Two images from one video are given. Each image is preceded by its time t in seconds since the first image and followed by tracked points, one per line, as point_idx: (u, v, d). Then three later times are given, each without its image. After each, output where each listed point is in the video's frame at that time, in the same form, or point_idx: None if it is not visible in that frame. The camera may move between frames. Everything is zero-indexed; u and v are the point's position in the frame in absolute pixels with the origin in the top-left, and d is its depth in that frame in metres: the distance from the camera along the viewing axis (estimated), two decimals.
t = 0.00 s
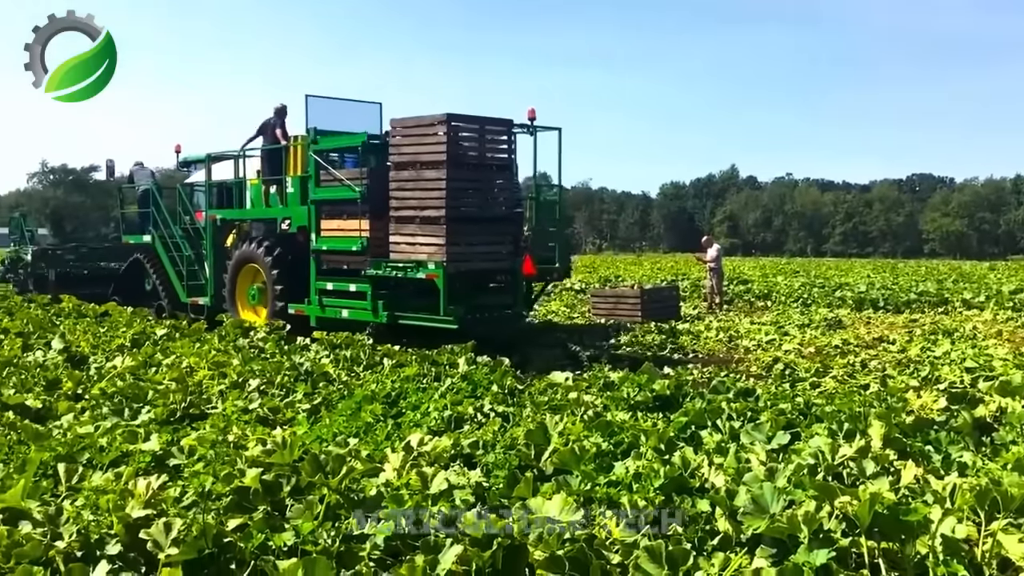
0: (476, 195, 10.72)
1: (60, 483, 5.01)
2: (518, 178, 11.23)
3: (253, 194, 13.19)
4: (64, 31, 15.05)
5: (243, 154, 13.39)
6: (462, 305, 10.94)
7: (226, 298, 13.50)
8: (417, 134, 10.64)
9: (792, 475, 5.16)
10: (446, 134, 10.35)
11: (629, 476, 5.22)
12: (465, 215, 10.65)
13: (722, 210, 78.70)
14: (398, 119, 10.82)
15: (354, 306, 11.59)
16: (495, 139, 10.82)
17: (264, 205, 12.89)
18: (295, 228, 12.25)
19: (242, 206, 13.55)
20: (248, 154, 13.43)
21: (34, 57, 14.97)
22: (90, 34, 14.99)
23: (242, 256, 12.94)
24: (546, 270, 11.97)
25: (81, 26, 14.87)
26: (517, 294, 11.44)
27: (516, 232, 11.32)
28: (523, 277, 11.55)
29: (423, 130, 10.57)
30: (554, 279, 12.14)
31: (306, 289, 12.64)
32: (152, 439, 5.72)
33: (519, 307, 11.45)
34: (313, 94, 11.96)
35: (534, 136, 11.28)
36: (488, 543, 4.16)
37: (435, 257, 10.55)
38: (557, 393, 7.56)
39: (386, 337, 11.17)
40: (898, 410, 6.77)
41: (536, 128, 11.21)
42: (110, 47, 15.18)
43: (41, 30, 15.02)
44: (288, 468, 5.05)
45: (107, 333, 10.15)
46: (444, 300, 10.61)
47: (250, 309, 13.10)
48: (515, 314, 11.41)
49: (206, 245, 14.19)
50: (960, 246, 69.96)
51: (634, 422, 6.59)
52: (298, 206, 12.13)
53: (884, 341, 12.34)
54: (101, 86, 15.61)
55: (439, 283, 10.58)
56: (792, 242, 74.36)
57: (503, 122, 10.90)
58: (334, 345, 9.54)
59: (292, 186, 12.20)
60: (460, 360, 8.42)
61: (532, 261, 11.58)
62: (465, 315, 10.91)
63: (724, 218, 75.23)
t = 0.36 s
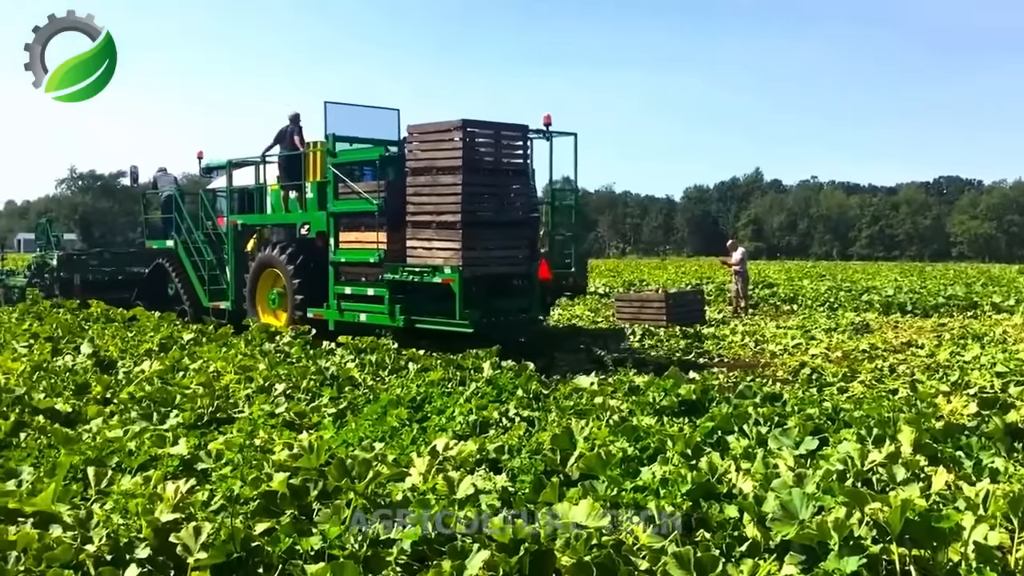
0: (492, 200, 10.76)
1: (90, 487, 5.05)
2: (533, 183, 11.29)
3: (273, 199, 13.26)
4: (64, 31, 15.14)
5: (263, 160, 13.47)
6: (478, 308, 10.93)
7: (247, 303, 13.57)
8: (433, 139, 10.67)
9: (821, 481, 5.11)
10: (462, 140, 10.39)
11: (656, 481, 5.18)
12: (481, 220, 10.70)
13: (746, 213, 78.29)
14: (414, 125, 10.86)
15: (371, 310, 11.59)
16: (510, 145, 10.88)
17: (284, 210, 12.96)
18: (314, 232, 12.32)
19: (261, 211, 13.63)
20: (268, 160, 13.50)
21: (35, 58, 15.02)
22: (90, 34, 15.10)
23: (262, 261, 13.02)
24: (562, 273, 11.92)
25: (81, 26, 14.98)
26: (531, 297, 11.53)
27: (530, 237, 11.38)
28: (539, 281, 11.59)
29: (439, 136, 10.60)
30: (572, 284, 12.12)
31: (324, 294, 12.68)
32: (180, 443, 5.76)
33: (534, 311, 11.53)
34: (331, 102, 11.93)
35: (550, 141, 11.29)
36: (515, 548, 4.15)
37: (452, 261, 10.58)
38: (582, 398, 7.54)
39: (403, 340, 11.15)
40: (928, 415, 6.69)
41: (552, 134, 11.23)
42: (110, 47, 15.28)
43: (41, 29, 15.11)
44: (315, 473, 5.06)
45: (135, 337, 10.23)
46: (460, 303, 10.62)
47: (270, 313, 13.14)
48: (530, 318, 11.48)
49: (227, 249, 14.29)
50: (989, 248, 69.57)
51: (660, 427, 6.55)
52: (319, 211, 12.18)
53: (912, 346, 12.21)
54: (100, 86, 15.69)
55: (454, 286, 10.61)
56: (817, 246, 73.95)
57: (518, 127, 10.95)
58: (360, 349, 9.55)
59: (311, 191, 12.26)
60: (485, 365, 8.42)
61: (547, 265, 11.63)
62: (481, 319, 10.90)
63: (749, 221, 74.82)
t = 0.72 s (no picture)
0: (499, 207, 10.78)
1: (109, 492, 5.08)
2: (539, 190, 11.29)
3: (284, 207, 13.31)
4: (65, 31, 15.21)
5: (274, 167, 13.51)
6: (485, 314, 10.94)
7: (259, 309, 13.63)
8: (440, 147, 10.71)
9: (840, 489, 5.08)
10: (469, 148, 10.42)
11: (673, 488, 5.16)
12: (488, 227, 10.71)
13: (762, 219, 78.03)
14: (421, 133, 10.89)
15: (380, 315, 11.59)
16: (517, 152, 10.90)
17: (295, 218, 13.00)
18: (323, 239, 12.38)
19: (273, 218, 13.68)
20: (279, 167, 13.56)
21: (35, 57, 15.07)
22: (90, 34, 15.16)
23: (273, 267, 13.07)
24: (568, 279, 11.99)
25: (80, 26, 15.02)
26: (538, 301, 11.49)
27: (537, 244, 11.37)
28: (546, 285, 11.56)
29: (446, 143, 10.64)
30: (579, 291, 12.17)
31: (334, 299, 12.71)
32: (197, 449, 5.78)
33: (542, 315, 11.47)
34: (341, 109, 11.53)
35: (557, 148, 11.26)
36: (533, 556, 4.15)
37: (459, 267, 10.61)
38: (598, 405, 7.53)
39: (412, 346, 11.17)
40: (947, 422, 6.64)
41: (559, 141, 11.21)
42: (109, 46, 15.33)
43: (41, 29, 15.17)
44: (333, 479, 5.07)
45: (152, 344, 10.29)
46: (467, 308, 10.62)
47: (281, 319, 13.16)
48: (539, 322, 11.42)
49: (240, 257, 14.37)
50: (1008, 255, 69.10)
51: (677, 434, 6.53)
52: (329, 219, 12.21)
53: (930, 352, 12.13)
54: (100, 85, 15.71)
55: (461, 292, 10.61)
56: (833, 252, 73.73)
57: (525, 135, 10.97)
58: (376, 356, 9.57)
59: (321, 199, 12.31)
60: (501, 371, 8.41)
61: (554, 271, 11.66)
62: (489, 325, 10.90)
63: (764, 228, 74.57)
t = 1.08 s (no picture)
0: (498, 208, 10.78)
1: (117, 491, 5.10)
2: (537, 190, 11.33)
3: (285, 207, 13.33)
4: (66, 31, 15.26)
5: (275, 167, 13.52)
6: (483, 313, 10.96)
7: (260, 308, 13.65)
8: (439, 148, 10.72)
9: (847, 488, 5.07)
10: (467, 148, 10.43)
11: (680, 487, 5.16)
12: (486, 227, 10.71)
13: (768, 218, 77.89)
14: (420, 133, 10.90)
15: (379, 314, 11.60)
16: (515, 153, 10.88)
17: (297, 218, 13.01)
18: (324, 239, 12.43)
19: (275, 218, 13.70)
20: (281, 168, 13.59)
21: (36, 57, 15.12)
22: (89, 33, 15.20)
23: (274, 266, 13.08)
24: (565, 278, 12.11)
25: (80, 25, 15.06)
26: (537, 301, 11.50)
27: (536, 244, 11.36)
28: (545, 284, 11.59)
29: (445, 144, 10.64)
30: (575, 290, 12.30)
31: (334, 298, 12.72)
32: (205, 447, 5.79)
33: (541, 314, 11.51)
34: (342, 110, 11.75)
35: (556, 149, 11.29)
36: (540, 554, 4.15)
37: (457, 267, 10.63)
38: (605, 403, 7.53)
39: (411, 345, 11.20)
40: (955, 421, 6.62)
41: (558, 142, 11.28)
42: (109, 45, 15.37)
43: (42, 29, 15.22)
44: (340, 478, 5.07)
45: (160, 343, 10.31)
46: (465, 307, 10.65)
47: (282, 318, 13.19)
48: (538, 322, 11.45)
49: (242, 256, 14.39)
50: (1014, 253, 67.99)
51: (684, 432, 6.53)
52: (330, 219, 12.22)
53: (938, 351, 12.10)
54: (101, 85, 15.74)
55: (460, 291, 10.63)
56: (840, 251, 73.59)
57: (523, 136, 10.96)
58: (382, 355, 9.58)
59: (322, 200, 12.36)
60: (507, 370, 8.41)
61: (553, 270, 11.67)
62: (487, 324, 10.91)
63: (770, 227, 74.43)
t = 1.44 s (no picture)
0: (495, 206, 10.78)
1: (123, 489, 5.10)
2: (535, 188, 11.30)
3: (285, 205, 13.34)
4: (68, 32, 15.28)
5: (275, 166, 13.52)
6: (479, 311, 10.98)
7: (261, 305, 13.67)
8: (435, 146, 10.73)
9: (853, 486, 5.06)
10: (463, 147, 10.43)
11: (686, 485, 5.15)
12: (482, 225, 10.72)
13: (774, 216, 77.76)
14: (417, 132, 10.91)
15: (378, 312, 11.62)
16: (512, 151, 10.88)
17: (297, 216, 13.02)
18: (323, 236, 12.45)
19: (275, 217, 13.71)
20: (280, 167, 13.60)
21: (37, 58, 15.15)
22: (89, 33, 15.21)
23: (273, 264, 13.10)
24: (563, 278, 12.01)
25: (80, 26, 15.08)
26: (533, 298, 11.54)
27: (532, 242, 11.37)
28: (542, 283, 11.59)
29: (441, 143, 10.65)
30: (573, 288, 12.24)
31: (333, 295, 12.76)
32: (211, 445, 5.79)
33: (536, 312, 11.51)
34: (340, 110, 12.03)
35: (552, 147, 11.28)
36: (546, 552, 4.14)
37: (453, 264, 10.65)
38: (610, 401, 7.52)
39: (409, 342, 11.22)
40: (961, 419, 6.59)
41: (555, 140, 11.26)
42: (109, 45, 15.38)
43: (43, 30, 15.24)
44: (345, 476, 5.07)
45: (165, 341, 10.32)
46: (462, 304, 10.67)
47: (283, 316, 13.21)
48: (534, 319, 11.45)
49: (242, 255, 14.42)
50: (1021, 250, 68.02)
51: (689, 430, 6.52)
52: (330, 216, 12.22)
53: (944, 349, 12.07)
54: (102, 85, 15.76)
55: (456, 288, 10.65)
56: (846, 248, 73.46)
57: (520, 134, 10.95)
58: (387, 353, 9.58)
59: (322, 198, 12.38)
60: (513, 368, 8.41)
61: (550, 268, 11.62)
62: (484, 321, 10.92)
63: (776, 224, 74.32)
